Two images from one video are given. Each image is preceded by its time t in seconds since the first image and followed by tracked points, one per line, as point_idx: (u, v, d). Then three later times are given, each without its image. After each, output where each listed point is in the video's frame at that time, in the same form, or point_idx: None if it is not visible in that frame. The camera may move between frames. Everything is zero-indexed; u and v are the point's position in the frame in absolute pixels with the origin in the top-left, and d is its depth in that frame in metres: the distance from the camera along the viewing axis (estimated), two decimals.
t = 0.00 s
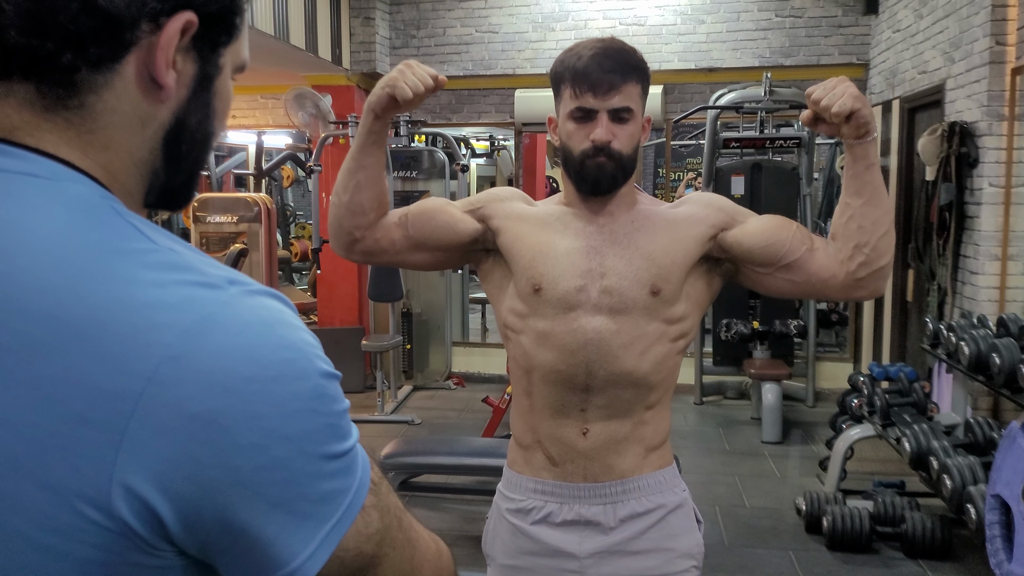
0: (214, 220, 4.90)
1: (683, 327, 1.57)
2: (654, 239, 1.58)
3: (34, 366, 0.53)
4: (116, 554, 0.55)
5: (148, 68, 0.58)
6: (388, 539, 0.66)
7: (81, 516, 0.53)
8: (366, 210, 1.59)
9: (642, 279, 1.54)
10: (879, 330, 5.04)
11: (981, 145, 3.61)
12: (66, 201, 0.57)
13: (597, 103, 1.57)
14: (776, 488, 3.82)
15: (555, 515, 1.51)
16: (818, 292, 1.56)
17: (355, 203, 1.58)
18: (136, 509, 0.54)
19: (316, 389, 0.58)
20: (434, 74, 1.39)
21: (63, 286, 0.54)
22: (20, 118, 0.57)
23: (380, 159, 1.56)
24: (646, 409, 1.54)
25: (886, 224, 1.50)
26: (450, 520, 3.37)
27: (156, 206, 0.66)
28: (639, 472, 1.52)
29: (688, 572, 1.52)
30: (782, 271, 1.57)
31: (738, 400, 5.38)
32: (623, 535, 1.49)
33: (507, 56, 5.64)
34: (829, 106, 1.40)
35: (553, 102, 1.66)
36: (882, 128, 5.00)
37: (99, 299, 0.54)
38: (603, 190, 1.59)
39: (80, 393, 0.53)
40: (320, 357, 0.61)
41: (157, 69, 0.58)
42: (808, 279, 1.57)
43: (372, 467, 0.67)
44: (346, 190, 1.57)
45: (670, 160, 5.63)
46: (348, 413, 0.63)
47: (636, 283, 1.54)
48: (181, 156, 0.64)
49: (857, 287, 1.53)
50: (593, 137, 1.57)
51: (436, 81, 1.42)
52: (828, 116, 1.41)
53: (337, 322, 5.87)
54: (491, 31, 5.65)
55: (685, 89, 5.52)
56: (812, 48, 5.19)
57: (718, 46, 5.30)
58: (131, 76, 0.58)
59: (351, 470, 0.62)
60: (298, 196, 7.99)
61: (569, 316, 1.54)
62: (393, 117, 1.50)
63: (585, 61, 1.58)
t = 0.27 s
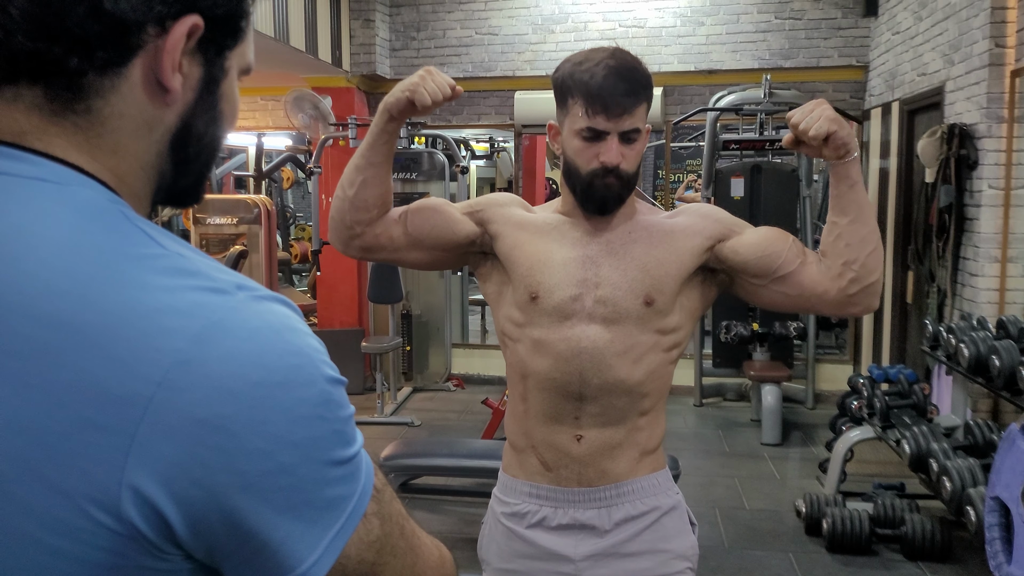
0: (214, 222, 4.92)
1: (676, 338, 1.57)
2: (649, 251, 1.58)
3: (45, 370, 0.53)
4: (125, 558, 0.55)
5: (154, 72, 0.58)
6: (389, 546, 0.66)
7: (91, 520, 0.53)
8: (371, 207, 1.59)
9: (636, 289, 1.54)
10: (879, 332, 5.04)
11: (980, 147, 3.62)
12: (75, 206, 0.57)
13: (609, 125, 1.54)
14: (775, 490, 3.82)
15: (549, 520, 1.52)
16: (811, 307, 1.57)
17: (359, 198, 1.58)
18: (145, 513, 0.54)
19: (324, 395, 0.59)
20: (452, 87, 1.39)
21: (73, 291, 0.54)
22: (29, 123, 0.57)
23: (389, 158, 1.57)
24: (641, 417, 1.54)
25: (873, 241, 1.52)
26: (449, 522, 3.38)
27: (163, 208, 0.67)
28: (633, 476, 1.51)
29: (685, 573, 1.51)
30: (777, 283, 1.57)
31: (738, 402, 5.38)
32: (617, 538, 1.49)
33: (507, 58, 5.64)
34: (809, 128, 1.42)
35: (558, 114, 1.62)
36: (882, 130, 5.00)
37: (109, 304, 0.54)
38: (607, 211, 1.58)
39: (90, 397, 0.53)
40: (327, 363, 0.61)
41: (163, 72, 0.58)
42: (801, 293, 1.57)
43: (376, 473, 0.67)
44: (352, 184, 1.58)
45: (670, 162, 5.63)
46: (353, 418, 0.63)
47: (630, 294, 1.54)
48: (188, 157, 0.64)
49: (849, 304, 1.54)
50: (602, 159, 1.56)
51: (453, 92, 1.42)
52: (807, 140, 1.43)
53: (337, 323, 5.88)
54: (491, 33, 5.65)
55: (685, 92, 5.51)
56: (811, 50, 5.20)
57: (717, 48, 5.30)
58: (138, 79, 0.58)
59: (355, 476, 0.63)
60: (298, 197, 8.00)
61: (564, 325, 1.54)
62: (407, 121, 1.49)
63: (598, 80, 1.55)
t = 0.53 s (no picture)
0: (214, 222, 4.93)
1: (669, 330, 1.59)
2: (642, 249, 1.59)
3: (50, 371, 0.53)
4: (132, 558, 0.55)
5: (162, 72, 0.59)
6: (393, 549, 0.67)
7: (98, 521, 0.54)
8: (363, 207, 1.59)
9: (631, 286, 1.56)
10: (879, 333, 5.04)
11: (981, 148, 3.62)
12: (83, 205, 0.57)
13: (605, 137, 1.54)
14: (776, 491, 3.81)
15: (548, 511, 1.51)
16: (797, 300, 1.60)
17: (351, 198, 1.57)
18: (151, 514, 0.54)
19: (329, 397, 0.59)
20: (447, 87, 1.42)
21: (79, 291, 0.54)
22: (37, 125, 0.57)
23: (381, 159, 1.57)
24: (636, 411, 1.56)
25: (857, 237, 1.55)
26: (449, 522, 3.38)
27: (167, 208, 0.67)
28: (630, 466, 1.53)
29: (681, 559, 1.53)
30: (766, 278, 1.59)
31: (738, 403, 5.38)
32: (617, 526, 1.50)
33: (508, 59, 5.64)
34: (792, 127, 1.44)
35: (552, 119, 1.60)
36: (882, 132, 5.01)
37: (116, 304, 0.54)
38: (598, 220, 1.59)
39: (97, 399, 0.53)
40: (333, 365, 0.62)
41: (171, 73, 0.59)
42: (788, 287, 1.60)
43: (381, 475, 0.68)
44: (344, 184, 1.57)
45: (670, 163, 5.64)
46: (359, 420, 0.64)
47: (626, 291, 1.55)
48: (193, 155, 0.65)
49: (833, 297, 1.58)
50: (596, 170, 1.55)
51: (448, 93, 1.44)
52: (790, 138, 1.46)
53: (337, 324, 5.88)
54: (492, 34, 5.66)
55: (685, 92, 5.54)
56: (812, 52, 5.20)
57: (718, 50, 5.30)
58: (146, 81, 0.58)
59: (361, 479, 0.63)
60: (298, 198, 8.00)
61: (561, 321, 1.54)
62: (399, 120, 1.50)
63: (597, 91, 1.53)
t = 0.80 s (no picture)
0: (214, 223, 4.91)
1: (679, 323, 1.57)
2: (650, 236, 1.58)
3: (51, 372, 0.53)
4: (131, 560, 0.55)
5: (163, 71, 0.59)
6: (394, 555, 0.67)
7: (98, 523, 0.53)
8: (364, 195, 1.60)
9: (640, 275, 1.55)
10: (880, 334, 5.04)
11: (982, 149, 3.62)
12: (86, 204, 0.57)
13: (614, 115, 1.54)
14: (776, 493, 3.81)
15: (554, 514, 1.51)
16: (807, 282, 1.60)
17: (353, 185, 1.59)
18: (151, 517, 0.54)
19: (330, 401, 0.59)
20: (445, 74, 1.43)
21: (80, 291, 0.54)
22: (39, 125, 0.57)
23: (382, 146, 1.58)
24: (645, 404, 1.55)
25: (863, 213, 1.57)
26: (449, 524, 3.37)
27: (170, 207, 0.67)
28: (638, 469, 1.52)
29: (687, 562, 1.53)
30: (775, 262, 1.59)
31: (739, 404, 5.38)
32: (623, 531, 1.49)
33: (509, 60, 5.64)
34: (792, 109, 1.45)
35: (556, 104, 1.60)
36: (883, 132, 5.01)
37: (117, 306, 0.54)
38: (606, 196, 1.58)
39: (98, 400, 0.53)
40: (335, 368, 0.62)
41: (172, 72, 0.59)
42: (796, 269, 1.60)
43: (382, 478, 0.68)
44: (346, 171, 1.58)
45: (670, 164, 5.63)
46: (360, 423, 0.64)
47: (634, 279, 1.54)
48: (195, 154, 0.65)
49: (843, 276, 1.59)
50: (604, 147, 1.55)
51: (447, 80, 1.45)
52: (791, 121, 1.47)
53: (337, 324, 5.87)
54: (492, 34, 5.66)
55: (685, 93, 5.53)
56: (812, 53, 5.20)
57: (718, 50, 5.30)
58: (146, 79, 0.58)
59: (361, 483, 0.63)
60: (298, 198, 8.00)
61: (569, 313, 1.54)
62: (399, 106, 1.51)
63: (603, 72, 1.54)
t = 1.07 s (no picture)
0: (214, 223, 4.88)
1: (704, 327, 1.56)
2: (669, 235, 1.57)
3: (48, 375, 0.53)
4: (126, 567, 0.55)
5: (166, 72, 0.59)
6: (394, 564, 0.67)
7: (95, 528, 0.53)
8: (381, 196, 1.63)
9: (661, 275, 1.54)
10: (878, 336, 5.05)
11: (980, 151, 3.63)
12: (91, 206, 0.57)
13: (636, 81, 1.59)
14: (774, 494, 3.81)
15: (568, 528, 1.52)
16: (844, 281, 1.58)
17: (370, 187, 1.62)
18: (147, 524, 0.54)
19: (329, 409, 0.60)
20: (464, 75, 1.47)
21: (81, 295, 0.54)
22: (41, 127, 0.57)
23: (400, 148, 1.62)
24: (670, 413, 1.52)
25: (904, 207, 1.54)
26: (448, 525, 3.37)
27: (172, 210, 0.68)
28: (657, 487, 1.51)
29: None
30: (808, 261, 1.58)
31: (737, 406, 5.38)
32: (638, 551, 1.48)
33: (507, 61, 5.64)
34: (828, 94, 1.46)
35: (577, 89, 1.65)
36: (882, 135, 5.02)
37: (118, 310, 0.54)
38: (637, 161, 1.58)
39: (95, 404, 0.53)
40: (336, 376, 0.62)
41: (175, 73, 0.59)
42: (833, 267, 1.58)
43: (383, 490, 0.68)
44: (364, 173, 1.62)
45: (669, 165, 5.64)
46: (360, 431, 0.64)
47: (654, 279, 1.53)
48: (198, 155, 0.65)
49: (883, 273, 1.56)
50: (631, 110, 1.57)
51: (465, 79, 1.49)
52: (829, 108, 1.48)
53: (336, 325, 5.87)
54: (491, 35, 5.66)
55: (685, 95, 5.55)
56: (811, 55, 5.20)
57: (717, 52, 5.30)
58: (149, 82, 0.59)
59: (360, 492, 0.63)
60: (297, 199, 8.00)
61: (586, 315, 1.53)
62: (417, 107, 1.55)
63: (617, 45, 1.60)
